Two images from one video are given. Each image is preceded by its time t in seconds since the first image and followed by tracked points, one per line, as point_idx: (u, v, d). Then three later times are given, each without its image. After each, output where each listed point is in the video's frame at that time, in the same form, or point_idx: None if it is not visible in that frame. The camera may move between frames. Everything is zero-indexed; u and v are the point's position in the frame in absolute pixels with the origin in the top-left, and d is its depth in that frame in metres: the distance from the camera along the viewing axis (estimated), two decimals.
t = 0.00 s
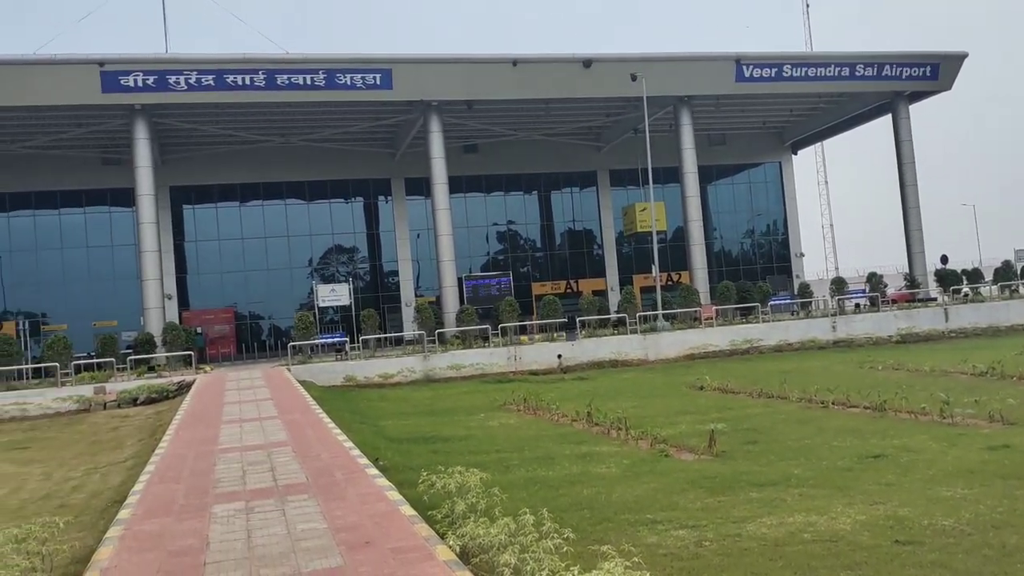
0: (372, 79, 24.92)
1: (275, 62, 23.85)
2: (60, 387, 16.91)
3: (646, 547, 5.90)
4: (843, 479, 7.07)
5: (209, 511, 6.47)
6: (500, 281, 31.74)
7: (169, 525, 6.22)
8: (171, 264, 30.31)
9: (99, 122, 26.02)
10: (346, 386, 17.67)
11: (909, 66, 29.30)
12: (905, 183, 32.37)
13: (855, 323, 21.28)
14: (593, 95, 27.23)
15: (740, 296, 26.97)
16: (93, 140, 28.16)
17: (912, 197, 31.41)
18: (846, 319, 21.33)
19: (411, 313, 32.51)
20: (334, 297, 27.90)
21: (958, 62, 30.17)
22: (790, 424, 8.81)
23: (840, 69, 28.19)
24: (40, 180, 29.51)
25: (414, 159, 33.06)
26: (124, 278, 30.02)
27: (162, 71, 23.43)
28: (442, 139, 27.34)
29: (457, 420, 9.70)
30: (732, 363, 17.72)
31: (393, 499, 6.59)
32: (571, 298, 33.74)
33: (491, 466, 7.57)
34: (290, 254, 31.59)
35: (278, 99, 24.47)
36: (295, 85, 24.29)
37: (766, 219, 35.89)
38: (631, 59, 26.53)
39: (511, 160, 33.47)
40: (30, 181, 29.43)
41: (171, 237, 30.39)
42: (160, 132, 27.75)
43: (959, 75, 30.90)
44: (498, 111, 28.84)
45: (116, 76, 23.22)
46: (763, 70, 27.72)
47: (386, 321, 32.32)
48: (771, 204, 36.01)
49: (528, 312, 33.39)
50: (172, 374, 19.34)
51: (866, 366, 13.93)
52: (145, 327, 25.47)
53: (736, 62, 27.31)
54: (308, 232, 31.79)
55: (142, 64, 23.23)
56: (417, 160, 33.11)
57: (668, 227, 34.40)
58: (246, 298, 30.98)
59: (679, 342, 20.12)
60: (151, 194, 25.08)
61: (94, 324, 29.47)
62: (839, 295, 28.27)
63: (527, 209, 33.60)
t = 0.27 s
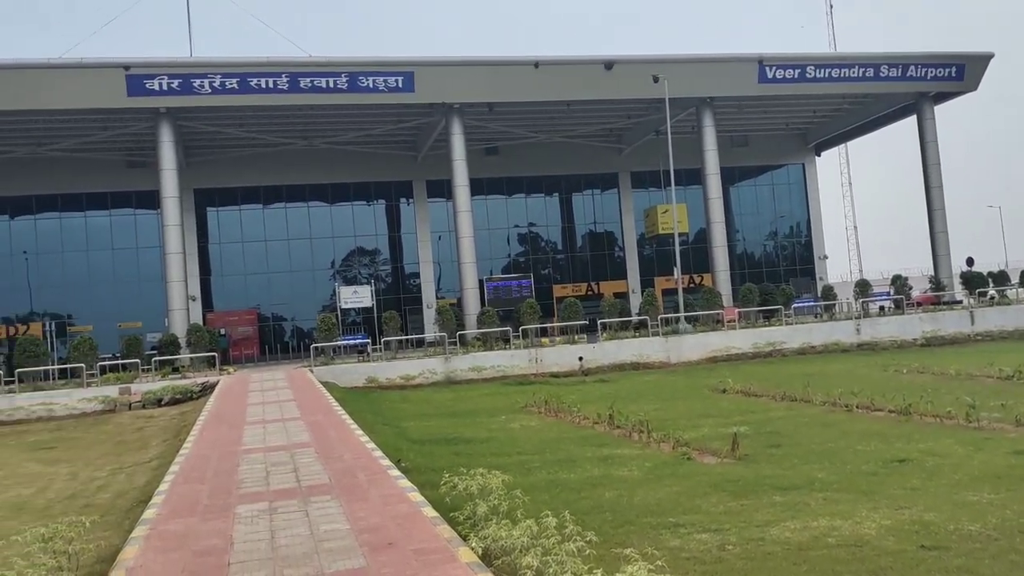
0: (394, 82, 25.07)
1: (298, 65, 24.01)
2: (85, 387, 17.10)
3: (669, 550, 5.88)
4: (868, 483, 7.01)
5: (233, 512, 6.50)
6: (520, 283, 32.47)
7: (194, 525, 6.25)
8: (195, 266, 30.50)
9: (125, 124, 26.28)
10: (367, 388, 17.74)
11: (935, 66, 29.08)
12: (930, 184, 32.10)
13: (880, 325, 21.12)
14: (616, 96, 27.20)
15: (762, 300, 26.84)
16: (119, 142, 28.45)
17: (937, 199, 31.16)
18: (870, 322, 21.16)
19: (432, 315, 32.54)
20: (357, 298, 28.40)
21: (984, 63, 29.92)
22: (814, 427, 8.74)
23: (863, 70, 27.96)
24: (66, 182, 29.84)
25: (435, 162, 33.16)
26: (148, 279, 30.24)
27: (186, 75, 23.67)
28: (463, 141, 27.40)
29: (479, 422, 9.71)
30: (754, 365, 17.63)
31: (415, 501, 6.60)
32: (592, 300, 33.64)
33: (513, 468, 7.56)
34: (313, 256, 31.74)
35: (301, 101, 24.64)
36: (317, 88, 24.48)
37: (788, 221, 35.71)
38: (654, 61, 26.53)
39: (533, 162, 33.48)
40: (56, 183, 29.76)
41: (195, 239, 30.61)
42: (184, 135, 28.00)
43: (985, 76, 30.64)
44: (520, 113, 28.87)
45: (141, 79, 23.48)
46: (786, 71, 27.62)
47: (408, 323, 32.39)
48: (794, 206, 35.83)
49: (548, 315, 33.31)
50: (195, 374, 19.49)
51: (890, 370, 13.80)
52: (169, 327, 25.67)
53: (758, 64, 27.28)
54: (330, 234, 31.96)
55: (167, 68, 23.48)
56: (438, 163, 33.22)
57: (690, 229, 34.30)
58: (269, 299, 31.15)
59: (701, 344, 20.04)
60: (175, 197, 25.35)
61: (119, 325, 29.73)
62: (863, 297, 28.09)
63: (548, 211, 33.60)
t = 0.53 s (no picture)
0: (414, 84, 25.16)
1: (319, 68, 24.14)
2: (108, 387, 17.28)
3: (689, 552, 5.85)
4: (890, 486, 6.94)
5: (254, 511, 6.53)
6: (539, 283, 32.35)
7: (215, 525, 6.28)
8: (217, 267, 30.70)
9: (148, 126, 26.49)
10: (387, 388, 17.79)
11: (957, 66, 28.87)
12: (953, 185, 31.83)
13: (902, 327, 20.94)
14: (637, 97, 27.16)
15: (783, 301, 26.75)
16: (142, 144, 28.70)
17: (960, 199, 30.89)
18: (892, 323, 20.99)
19: (452, 316, 32.60)
20: (376, 299, 28.81)
21: (1008, 62, 29.66)
22: (835, 429, 8.68)
23: (886, 69, 27.89)
24: (90, 184, 30.14)
25: (454, 163, 33.22)
26: (170, 280, 30.56)
27: (208, 78, 23.86)
28: (483, 142, 27.45)
29: (498, 423, 9.71)
30: (774, 367, 17.53)
31: (435, 501, 6.60)
32: (612, 301, 33.59)
33: (533, 469, 7.56)
34: (333, 258, 31.91)
35: (322, 103, 24.78)
36: (338, 90, 24.62)
37: (810, 222, 35.52)
38: (674, 61, 26.49)
39: (552, 163, 33.48)
40: (79, 185, 30.06)
41: (217, 240, 30.81)
42: (206, 137, 28.23)
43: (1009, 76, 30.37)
44: (539, 114, 28.86)
45: (163, 82, 23.73)
46: (807, 71, 27.47)
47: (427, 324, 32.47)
48: (815, 207, 35.65)
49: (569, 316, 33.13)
50: (216, 375, 19.64)
51: (912, 371, 13.70)
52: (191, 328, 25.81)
53: (779, 63, 27.13)
54: (350, 236, 32.10)
55: (189, 70, 23.70)
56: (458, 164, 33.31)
57: (710, 230, 34.20)
58: (289, 301, 31.37)
59: (722, 345, 19.96)
60: (197, 198, 25.59)
61: (142, 326, 30.01)
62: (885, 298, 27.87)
63: (567, 212, 33.59)
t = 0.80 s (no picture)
0: (436, 83, 25.26)
1: (342, 68, 24.33)
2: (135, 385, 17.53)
3: (713, 553, 5.81)
4: (916, 487, 6.87)
5: (278, 509, 6.56)
6: (561, 283, 32.37)
7: (240, 522, 6.32)
8: (241, 266, 30.92)
9: (173, 127, 26.72)
10: (409, 387, 17.86)
11: (985, 64, 28.58)
12: (981, 184, 31.49)
13: (928, 327, 20.74)
14: (660, 96, 27.10)
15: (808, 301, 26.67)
16: (167, 145, 28.97)
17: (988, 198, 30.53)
18: (918, 323, 20.79)
19: (474, 315, 32.63)
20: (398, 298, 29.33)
21: None
22: (860, 430, 8.60)
23: (914, 67, 27.74)
24: (117, 184, 30.45)
25: (477, 162, 33.25)
26: (195, 278, 30.72)
27: (232, 78, 24.05)
28: (505, 142, 27.42)
29: (519, 422, 9.71)
30: (799, 368, 17.42)
31: (457, 500, 6.60)
32: (634, 301, 33.54)
33: (555, 469, 7.54)
34: (356, 257, 32.07)
35: (346, 103, 24.96)
36: (361, 90, 24.77)
37: (834, 222, 35.27)
38: (697, 60, 26.43)
39: (574, 163, 33.45)
40: (105, 185, 30.38)
41: (241, 239, 31.03)
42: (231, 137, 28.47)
43: None
44: (561, 113, 28.85)
45: (189, 83, 23.97)
46: (832, 69, 27.28)
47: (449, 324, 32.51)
48: (840, 206, 35.37)
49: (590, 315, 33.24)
50: (241, 373, 19.81)
51: (938, 372, 13.54)
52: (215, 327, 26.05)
53: (803, 62, 27.00)
54: (373, 235, 32.21)
55: (214, 71, 23.92)
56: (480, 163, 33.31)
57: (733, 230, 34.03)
58: (313, 300, 31.58)
59: (745, 345, 19.85)
60: (221, 198, 25.84)
61: (167, 325, 30.30)
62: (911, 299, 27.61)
63: (589, 211, 33.53)
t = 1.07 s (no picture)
0: (460, 82, 25.39)
1: (367, 67, 24.47)
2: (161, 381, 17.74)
3: (737, 553, 5.78)
4: (943, 489, 6.80)
5: (303, 505, 6.59)
6: (584, 282, 32.69)
7: (265, 518, 6.36)
8: (267, 264, 31.14)
9: (198, 126, 27.02)
10: (433, 385, 17.89)
11: (1014, 61, 28.25)
12: (1010, 183, 31.12)
13: (956, 328, 20.55)
14: (684, 95, 27.01)
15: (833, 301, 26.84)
16: (193, 144, 29.31)
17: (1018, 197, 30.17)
18: (946, 324, 20.62)
19: (496, 314, 32.69)
20: (422, 296, 28.99)
21: None
22: (886, 431, 8.53)
23: (940, 65, 27.42)
24: (143, 182, 30.77)
25: (500, 161, 33.28)
26: (220, 277, 31.01)
27: (258, 78, 24.27)
28: (528, 140, 27.49)
29: (542, 421, 9.71)
30: (824, 368, 17.29)
31: (481, 498, 6.61)
32: (658, 300, 33.44)
33: (578, 468, 7.53)
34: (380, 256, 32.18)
35: (369, 103, 25.09)
36: (386, 89, 24.91)
37: (861, 221, 35.00)
38: (722, 58, 26.31)
39: (598, 162, 33.41)
40: (131, 184, 30.69)
41: (267, 237, 31.21)
42: (256, 136, 28.71)
43: None
44: (585, 111, 28.85)
45: (215, 82, 24.19)
46: (859, 66, 27.12)
47: (472, 322, 32.55)
48: (866, 205, 35.11)
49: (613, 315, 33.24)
50: (266, 370, 19.97)
51: (966, 373, 13.38)
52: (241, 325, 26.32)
53: (830, 60, 26.81)
54: (397, 234, 32.32)
55: (240, 71, 24.13)
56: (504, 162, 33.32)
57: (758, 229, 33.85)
58: (337, 298, 31.73)
59: (770, 345, 19.76)
60: (246, 197, 26.10)
61: (193, 322, 30.58)
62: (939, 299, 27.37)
63: (613, 210, 33.47)
